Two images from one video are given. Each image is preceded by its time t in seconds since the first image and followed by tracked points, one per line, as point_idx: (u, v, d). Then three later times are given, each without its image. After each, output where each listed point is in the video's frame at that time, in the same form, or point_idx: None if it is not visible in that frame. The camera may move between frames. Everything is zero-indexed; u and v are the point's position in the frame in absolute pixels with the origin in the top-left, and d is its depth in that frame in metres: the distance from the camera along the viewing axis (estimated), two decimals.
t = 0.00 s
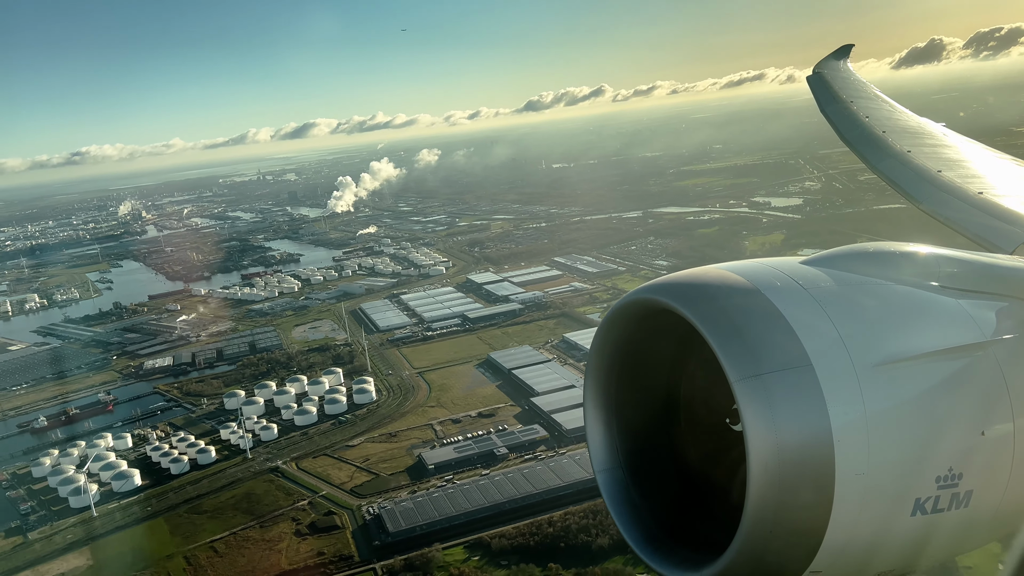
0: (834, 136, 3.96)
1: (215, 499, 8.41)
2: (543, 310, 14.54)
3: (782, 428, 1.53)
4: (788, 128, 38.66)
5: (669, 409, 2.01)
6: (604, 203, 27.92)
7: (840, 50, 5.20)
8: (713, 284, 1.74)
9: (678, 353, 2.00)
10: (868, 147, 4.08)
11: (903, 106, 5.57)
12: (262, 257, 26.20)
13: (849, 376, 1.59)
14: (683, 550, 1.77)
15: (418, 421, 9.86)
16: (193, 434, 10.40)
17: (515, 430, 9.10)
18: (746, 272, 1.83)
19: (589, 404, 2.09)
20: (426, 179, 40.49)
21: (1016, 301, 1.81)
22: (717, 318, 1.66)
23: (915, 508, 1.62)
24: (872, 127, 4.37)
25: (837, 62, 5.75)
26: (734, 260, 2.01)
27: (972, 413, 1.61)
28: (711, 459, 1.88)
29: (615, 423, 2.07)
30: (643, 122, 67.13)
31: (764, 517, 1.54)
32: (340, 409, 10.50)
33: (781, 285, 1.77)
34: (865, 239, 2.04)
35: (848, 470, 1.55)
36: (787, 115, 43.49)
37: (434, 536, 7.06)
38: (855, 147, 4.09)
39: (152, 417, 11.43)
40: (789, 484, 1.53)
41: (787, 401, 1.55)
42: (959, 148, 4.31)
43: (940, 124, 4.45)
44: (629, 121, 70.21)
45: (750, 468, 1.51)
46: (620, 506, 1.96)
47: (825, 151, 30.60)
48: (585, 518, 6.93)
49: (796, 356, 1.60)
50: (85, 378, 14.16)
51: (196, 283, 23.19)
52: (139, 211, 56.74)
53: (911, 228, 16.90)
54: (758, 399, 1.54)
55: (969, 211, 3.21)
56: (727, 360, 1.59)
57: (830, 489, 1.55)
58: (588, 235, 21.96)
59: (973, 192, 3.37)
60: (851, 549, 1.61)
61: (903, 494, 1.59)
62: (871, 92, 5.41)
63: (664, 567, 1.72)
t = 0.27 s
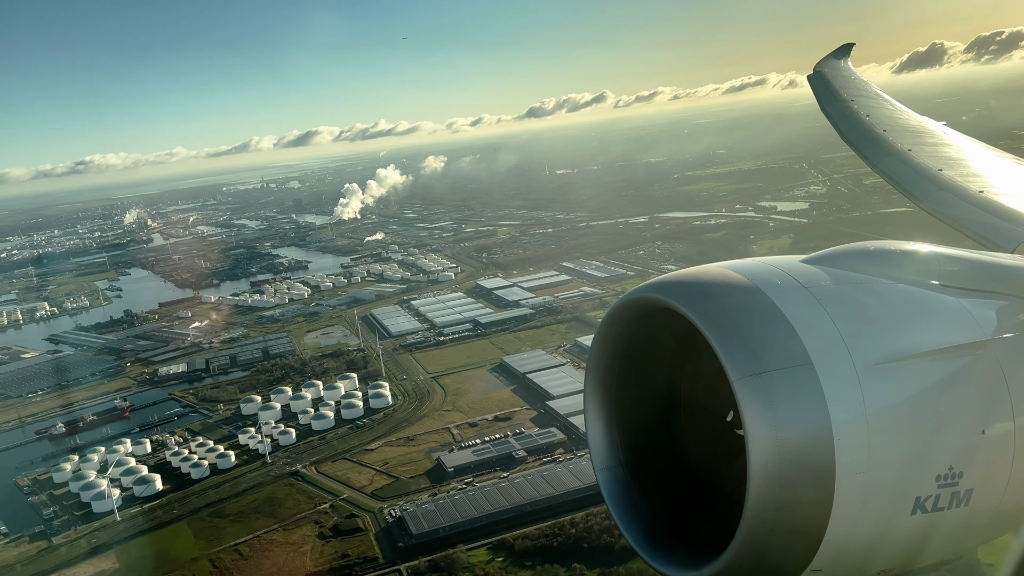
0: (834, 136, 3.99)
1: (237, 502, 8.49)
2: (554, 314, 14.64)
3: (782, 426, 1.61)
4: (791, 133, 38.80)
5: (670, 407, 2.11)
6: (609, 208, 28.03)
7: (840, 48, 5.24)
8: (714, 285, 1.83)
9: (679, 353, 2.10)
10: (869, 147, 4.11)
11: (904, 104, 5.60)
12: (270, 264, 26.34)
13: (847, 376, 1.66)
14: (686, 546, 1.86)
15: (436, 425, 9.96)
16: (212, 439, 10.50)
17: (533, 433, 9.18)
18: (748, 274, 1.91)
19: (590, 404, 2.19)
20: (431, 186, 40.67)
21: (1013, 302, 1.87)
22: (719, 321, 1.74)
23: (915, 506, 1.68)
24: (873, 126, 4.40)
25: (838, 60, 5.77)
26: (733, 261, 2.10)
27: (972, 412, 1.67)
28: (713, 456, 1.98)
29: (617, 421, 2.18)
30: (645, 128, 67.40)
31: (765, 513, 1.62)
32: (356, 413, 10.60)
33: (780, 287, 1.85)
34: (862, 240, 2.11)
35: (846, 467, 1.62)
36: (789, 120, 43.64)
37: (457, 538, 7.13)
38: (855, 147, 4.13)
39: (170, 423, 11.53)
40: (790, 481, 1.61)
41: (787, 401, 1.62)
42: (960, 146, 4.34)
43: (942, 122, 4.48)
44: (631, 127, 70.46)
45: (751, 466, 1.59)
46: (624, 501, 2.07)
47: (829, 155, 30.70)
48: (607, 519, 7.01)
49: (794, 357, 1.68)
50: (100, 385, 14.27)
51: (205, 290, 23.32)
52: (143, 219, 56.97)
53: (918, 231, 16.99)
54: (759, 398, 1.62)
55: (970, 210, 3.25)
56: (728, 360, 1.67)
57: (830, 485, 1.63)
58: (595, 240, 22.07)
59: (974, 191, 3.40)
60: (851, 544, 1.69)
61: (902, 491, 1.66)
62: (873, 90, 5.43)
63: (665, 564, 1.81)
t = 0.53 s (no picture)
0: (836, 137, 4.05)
1: (258, 508, 8.57)
2: (565, 320, 14.73)
3: (783, 423, 1.62)
4: (794, 140, 39.02)
5: (669, 404, 2.12)
6: (615, 215, 28.18)
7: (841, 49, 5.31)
8: (714, 285, 1.83)
9: (679, 351, 2.11)
10: (870, 147, 4.17)
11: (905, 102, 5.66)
12: (279, 273, 26.50)
13: (847, 375, 1.67)
14: (685, 546, 1.87)
15: (453, 430, 10.04)
16: (230, 445, 10.58)
17: (550, 438, 9.26)
18: (748, 273, 1.92)
19: (589, 403, 2.20)
20: (436, 194, 40.91)
21: (1011, 300, 1.89)
22: (720, 319, 1.75)
23: (915, 505, 1.71)
24: (873, 126, 4.47)
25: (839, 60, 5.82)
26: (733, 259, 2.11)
27: (970, 412, 1.70)
28: (713, 455, 1.99)
29: (616, 420, 2.19)
30: (647, 136, 67.73)
31: (767, 513, 1.62)
32: (373, 419, 10.69)
33: (781, 287, 1.86)
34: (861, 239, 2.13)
35: (846, 466, 1.64)
36: (792, 127, 43.89)
37: (480, 541, 7.19)
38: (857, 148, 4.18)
39: (186, 430, 11.62)
40: (792, 480, 1.62)
41: (788, 400, 1.63)
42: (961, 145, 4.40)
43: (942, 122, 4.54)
44: (632, 135, 70.82)
45: (752, 464, 1.59)
46: (625, 500, 2.08)
47: (833, 161, 30.86)
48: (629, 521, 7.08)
49: (795, 356, 1.69)
50: (114, 393, 14.37)
51: (215, 299, 23.48)
52: (149, 229, 57.28)
53: (925, 236, 17.09)
54: (760, 396, 1.63)
55: (970, 209, 3.31)
56: (728, 358, 1.68)
57: (832, 485, 1.64)
58: (602, 247, 22.19)
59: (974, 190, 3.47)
60: (851, 544, 1.71)
61: (903, 490, 1.68)
62: (872, 89, 5.48)
63: (664, 562, 1.83)
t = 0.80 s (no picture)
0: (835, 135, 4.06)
1: (279, 514, 8.64)
2: (576, 327, 14.82)
3: (782, 423, 1.60)
4: (798, 147, 39.24)
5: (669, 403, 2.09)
6: (621, 223, 28.34)
7: (840, 47, 5.33)
8: (713, 283, 1.81)
9: (679, 349, 2.08)
10: (870, 146, 4.19)
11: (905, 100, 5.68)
12: (287, 282, 26.69)
13: (847, 373, 1.65)
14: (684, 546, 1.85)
15: (469, 436, 10.11)
16: (248, 453, 10.67)
17: (567, 443, 9.33)
18: (749, 270, 1.90)
19: (590, 404, 2.18)
20: (441, 203, 41.17)
21: (1014, 297, 1.87)
22: (719, 316, 1.73)
23: (916, 505, 1.69)
24: (873, 125, 4.49)
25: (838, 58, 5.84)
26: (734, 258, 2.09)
27: (972, 411, 1.68)
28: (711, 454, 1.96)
29: (614, 419, 2.16)
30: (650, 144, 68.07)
31: (766, 514, 1.60)
32: (389, 426, 10.77)
33: (781, 284, 1.84)
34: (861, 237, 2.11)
35: (847, 465, 1.61)
36: (795, 135, 44.14)
37: (502, 546, 7.25)
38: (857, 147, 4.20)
39: (203, 438, 11.70)
40: (790, 479, 1.60)
41: (788, 398, 1.61)
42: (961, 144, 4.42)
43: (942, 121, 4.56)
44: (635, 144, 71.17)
45: (750, 463, 1.57)
46: (623, 500, 2.05)
47: (837, 167, 31.03)
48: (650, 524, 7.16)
49: (795, 354, 1.67)
50: (129, 403, 14.47)
51: (224, 308, 23.64)
52: (155, 240, 57.66)
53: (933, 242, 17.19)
54: (759, 395, 1.61)
55: (970, 207, 3.32)
56: (727, 357, 1.66)
57: (832, 485, 1.62)
58: (610, 254, 22.32)
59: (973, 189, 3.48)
60: (852, 545, 1.69)
61: (904, 489, 1.66)
62: (871, 88, 5.50)
63: (663, 562, 1.81)
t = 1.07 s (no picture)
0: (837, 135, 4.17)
1: (301, 521, 8.71)
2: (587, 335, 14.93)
3: (782, 422, 1.65)
4: (801, 155, 39.44)
5: (670, 403, 2.16)
6: (627, 231, 28.50)
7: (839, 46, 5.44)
8: (714, 282, 1.87)
9: (680, 348, 2.14)
10: (871, 145, 4.29)
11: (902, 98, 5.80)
12: (295, 293, 26.85)
13: (846, 373, 1.71)
14: (685, 545, 1.91)
15: (486, 443, 10.19)
16: (266, 461, 10.75)
17: (585, 449, 9.42)
18: (750, 269, 1.96)
19: (590, 401, 2.24)
20: (447, 213, 41.40)
21: (1014, 297, 1.93)
22: (720, 316, 1.78)
23: (915, 503, 1.75)
24: (873, 124, 4.60)
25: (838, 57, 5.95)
26: (736, 256, 2.15)
27: (970, 414, 1.74)
28: (712, 454, 2.02)
29: (615, 419, 2.23)
30: (652, 153, 68.41)
31: (766, 512, 1.66)
32: (405, 434, 10.86)
33: (781, 283, 1.89)
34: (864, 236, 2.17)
35: (847, 465, 1.67)
36: (798, 144, 44.37)
37: (525, 551, 7.31)
38: (858, 146, 4.31)
39: (220, 447, 11.79)
40: (792, 476, 1.65)
41: (788, 398, 1.67)
42: (961, 143, 4.53)
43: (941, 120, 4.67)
44: (637, 154, 71.52)
45: (751, 462, 1.63)
46: (623, 498, 2.12)
47: (841, 175, 31.18)
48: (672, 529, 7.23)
49: (795, 354, 1.72)
50: (143, 413, 14.57)
51: (234, 319, 23.79)
52: (161, 252, 57.99)
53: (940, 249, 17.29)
54: (759, 394, 1.66)
55: (971, 206, 3.43)
56: (728, 356, 1.72)
57: (832, 484, 1.68)
58: (617, 263, 22.45)
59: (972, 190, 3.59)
60: (851, 543, 1.75)
61: (902, 489, 1.73)
62: (869, 85, 5.61)
63: (665, 561, 1.87)
